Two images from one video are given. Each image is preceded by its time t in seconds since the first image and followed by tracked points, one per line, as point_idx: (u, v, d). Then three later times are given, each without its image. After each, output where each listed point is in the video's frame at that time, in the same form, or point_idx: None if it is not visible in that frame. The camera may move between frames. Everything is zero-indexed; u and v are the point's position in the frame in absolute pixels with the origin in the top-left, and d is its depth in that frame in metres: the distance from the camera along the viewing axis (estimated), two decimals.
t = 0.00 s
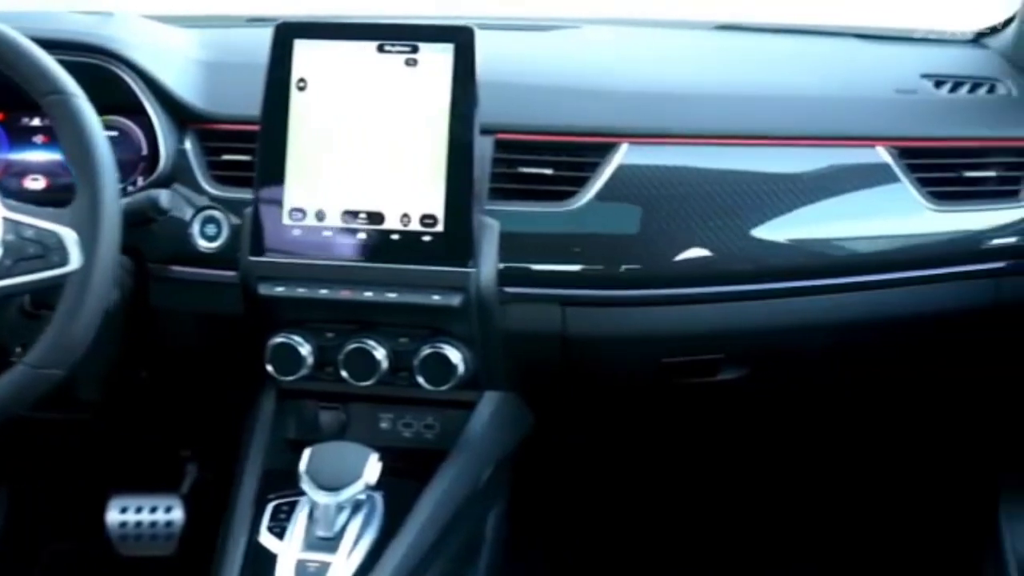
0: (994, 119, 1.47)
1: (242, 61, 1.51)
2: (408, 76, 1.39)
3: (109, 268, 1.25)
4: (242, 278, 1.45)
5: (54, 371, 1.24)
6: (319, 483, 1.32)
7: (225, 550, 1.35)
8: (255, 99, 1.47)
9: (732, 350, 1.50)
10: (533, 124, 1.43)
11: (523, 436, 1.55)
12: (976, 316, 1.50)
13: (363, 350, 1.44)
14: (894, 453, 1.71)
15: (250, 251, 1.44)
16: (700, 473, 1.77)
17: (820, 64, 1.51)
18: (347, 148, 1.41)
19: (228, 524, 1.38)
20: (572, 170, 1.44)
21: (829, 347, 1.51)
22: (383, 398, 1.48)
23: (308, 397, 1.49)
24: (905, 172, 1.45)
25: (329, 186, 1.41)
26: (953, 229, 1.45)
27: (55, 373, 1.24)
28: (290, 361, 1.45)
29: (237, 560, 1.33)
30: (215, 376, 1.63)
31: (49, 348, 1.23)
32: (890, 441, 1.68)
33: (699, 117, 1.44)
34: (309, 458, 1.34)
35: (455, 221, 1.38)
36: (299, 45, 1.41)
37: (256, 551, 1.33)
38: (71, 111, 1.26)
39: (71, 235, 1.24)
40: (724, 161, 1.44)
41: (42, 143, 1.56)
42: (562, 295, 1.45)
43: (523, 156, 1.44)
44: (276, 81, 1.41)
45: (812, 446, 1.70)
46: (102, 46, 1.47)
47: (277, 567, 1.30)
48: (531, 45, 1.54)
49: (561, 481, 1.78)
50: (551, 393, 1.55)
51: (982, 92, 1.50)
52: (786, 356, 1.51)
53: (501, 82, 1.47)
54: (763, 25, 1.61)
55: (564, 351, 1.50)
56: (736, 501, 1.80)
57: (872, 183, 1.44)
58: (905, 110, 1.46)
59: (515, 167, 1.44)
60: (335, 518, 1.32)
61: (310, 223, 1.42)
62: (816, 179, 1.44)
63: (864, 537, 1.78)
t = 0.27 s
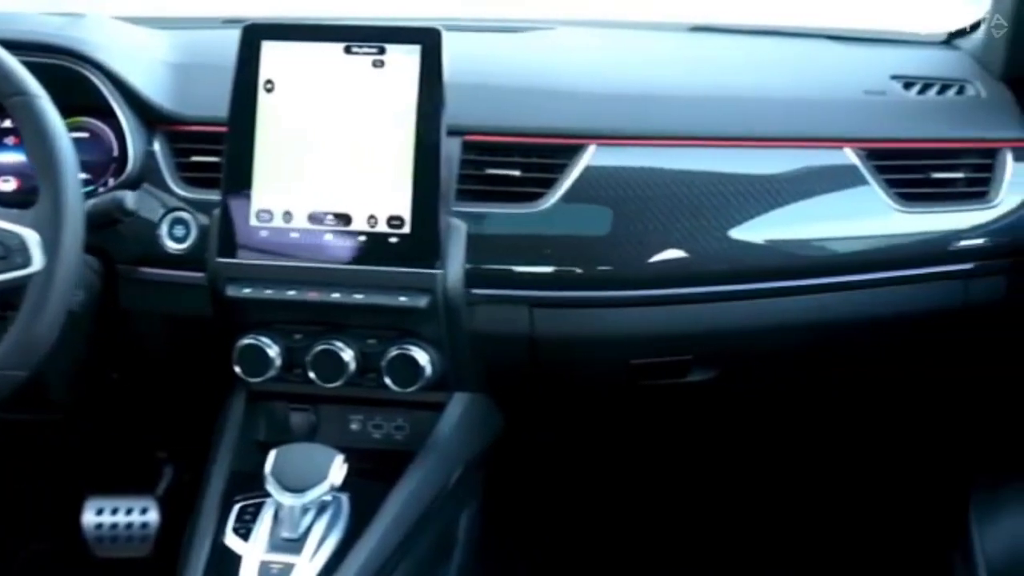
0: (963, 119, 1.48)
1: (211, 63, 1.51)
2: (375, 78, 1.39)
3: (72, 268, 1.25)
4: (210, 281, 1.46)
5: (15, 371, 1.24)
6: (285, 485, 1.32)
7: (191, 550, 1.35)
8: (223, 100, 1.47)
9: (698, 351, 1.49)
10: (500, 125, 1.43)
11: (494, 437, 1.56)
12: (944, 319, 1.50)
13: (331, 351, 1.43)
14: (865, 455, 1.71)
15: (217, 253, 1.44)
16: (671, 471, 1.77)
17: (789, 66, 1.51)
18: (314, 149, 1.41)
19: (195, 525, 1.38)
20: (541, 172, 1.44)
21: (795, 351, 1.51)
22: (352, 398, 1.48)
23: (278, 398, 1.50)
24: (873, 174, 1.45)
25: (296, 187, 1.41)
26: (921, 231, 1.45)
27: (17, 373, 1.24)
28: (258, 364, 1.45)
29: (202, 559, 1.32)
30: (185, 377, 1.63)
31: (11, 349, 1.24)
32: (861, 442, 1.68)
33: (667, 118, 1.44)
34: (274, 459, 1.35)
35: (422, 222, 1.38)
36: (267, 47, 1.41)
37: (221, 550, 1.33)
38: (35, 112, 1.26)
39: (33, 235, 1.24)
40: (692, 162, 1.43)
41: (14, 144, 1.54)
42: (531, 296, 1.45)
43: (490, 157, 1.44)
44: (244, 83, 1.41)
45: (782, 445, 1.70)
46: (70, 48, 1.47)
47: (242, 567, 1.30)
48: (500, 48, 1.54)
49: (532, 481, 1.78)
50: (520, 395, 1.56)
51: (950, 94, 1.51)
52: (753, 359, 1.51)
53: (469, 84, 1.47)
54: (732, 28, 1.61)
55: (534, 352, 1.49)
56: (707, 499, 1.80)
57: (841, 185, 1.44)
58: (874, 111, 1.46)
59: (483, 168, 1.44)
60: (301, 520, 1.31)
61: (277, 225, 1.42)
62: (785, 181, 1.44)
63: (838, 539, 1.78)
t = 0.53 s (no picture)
0: (930, 119, 1.48)
1: (176, 63, 1.51)
2: (337, 78, 1.38)
3: (31, 266, 1.26)
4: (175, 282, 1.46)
5: None
6: (245, 484, 1.32)
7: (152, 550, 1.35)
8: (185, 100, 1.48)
9: (661, 352, 1.50)
10: (464, 126, 1.44)
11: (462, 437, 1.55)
12: (907, 319, 1.50)
13: (295, 352, 1.43)
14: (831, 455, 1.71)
15: (179, 252, 1.44)
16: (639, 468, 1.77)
17: (755, 67, 1.51)
18: (278, 149, 1.41)
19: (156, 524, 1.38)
20: (505, 173, 1.44)
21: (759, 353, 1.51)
22: (317, 398, 1.48)
23: (244, 399, 1.50)
24: (837, 174, 1.45)
25: (259, 187, 1.41)
26: (884, 230, 1.45)
27: None
28: (222, 366, 1.45)
29: (162, 558, 1.32)
30: (149, 380, 1.62)
31: None
32: (827, 445, 1.68)
33: (631, 118, 1.45)
34: (233, 460, 1.35)
35: (384, 222, 1.38)
36: (230, 47, 1.40)
37: (181, 550, 1.33)
38: None
39: None
40: (658, 163, 1.43)
41: None
42: (493, 297, 1.45)
43: (454, 158, 1.43)
44: (207, 82, 1.41)
45: (749, 447, 1.70)
46: (34, 48, 1.47)
47: (200, 567, 1.30)
48: (469, 48, 1.54)
49: (500, 482, 1.78)
50: (486, 395, 1.56)
51: (915, 94, 1.51)
52: (718, 360, 1.51)
53: (435, 84, 1.47)
54: (699, 28, 1.61)
55: (500, 352, 1.50)
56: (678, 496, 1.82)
57: (806, 186, 1.44)
58: (839, 111, 1.46)
59: (447, 168, 1.44)
60: (261, 520, 1.32)
61: (240, 225, 1.41)
62: (749, 182, 1.44)
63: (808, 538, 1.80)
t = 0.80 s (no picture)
0: (894, 118, 1.48)
1: (141, 63, 1.51)
2: (300, 78, 1.38)
3: None
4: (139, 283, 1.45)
5: None
6: (205, 484, 1.32)
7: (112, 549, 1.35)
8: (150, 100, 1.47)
9: (624, 352, 1.50)
10: (427, 125, 1.43)
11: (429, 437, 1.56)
12: (872, 319, 1.51)
13: (257, 351, 1.43)
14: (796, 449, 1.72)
15: (142, 253, 1.43)
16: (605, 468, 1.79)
17: (720, 67, 1.51)
18: (240, 149, 1.41)
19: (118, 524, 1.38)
20: (469, 173, 1.43)
21: (722, 354, 1.51)
22: (281, 399, 1.48)
23: (209, 398, 1.50)
24: (799, 174, 1.45)
25: (222, 187, 1.41)
26: (847, 230, 1.45)
27: None
28: (186, 364, 1.44)
29: (122, 557, 1.33)
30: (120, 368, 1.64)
31: None
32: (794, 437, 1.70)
33: (595, 118, 1.44)
34: (194, 460, 1.35)
35: (347, 222, 1.38)
36: (193, 47, 1.40)
37: (140, 550, 1.33)
38: None
39: None
40: (621, 163, 1.44)
41: None
42: (454, 297, 1.45)
43: (418, 158, 1.43)
44: (171, 81, 1.40)
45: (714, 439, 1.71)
46: None
47: (159, 567, 1.30)
48: (435, 47, 1.53)
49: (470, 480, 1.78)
50: (454, 395, 1.56)
51: (880, 94, 1.51)
52: (681, 360, 1.52)
53: (401, 83, 1.47)
54: (669, 29, 1.61)
55: (462, 348, 1.50)
56: (646, 498, 1.83)
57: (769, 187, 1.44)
58: (803, 111, 1.46)
59: (410, 168, 1.43)
60: (220, 520, 1.32)
61: (203, 225, 1.41)
62: (712, 183, 1.44)
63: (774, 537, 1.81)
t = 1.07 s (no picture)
0: (864, 119, 1.48)
1: (110, 63, 1.51)
2: (266, 79, 1.38)
3: None
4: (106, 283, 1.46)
5: None
6: (172, 485, 1.32)
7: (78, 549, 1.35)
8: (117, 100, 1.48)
9: (595, 353, 1.50)
10: (395, 126, 1.43)
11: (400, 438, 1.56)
12: (841, 319, 1.51)
13: (224, 352, 1.43)
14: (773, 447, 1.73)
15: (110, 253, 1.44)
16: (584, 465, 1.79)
17: (690, 69, 1.51)
18: (207, 149, 1.40)
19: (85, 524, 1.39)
20: (437, 174, 1.43)
21: (692, 354, 1.51)
22: (250, 398, 1.48)
23: (179, 398, 1.50)
24: (767, 176, 1.45)
25: (189, 188, 1.40)
26: (816, 230, 1.45)
27: None
28: (154, 366, 1.45)
29: (88, 557, 1.33)
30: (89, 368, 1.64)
31: None
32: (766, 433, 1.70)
33: (564, 119, 1.44)
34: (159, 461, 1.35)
35: (314, 223, 1.38)
36: (161, 48, 1.39)
37: (106, 550, 1.33)
38: None
39: None
40: (589, 163, 1.44)
41: None
42: (424, 297, 1.45)
43: (387, 158, 1.43)
44: (138, 81, 1.39)
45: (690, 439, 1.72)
46: None
47: (123, 568, 1.30)
48: (405, 48, 1.54)
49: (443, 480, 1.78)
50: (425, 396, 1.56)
51: (850, 95, 1.51)
52: (651, 360, 1.51)
53: (370, 83, 1.47)
54: (643, 30, 1.61)
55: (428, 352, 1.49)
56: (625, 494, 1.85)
57: (738, 188, 1.44)
58: (773, 112, 1.46)
59: (379, 169, 1.43)
60: (186, 521, 1.32)
61: (170, 226, 1.41)
62: (681, 184, 1.44)
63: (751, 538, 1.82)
